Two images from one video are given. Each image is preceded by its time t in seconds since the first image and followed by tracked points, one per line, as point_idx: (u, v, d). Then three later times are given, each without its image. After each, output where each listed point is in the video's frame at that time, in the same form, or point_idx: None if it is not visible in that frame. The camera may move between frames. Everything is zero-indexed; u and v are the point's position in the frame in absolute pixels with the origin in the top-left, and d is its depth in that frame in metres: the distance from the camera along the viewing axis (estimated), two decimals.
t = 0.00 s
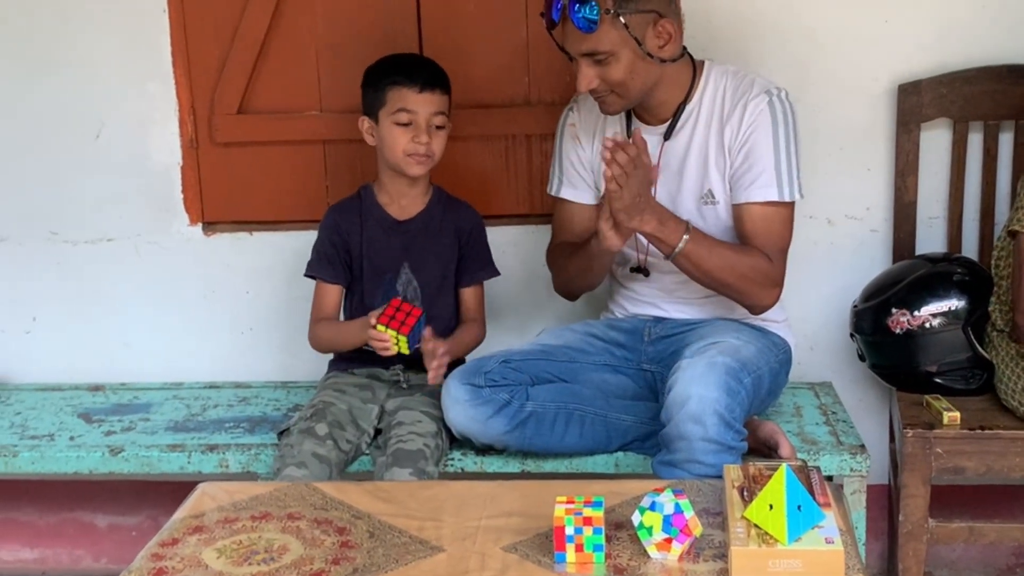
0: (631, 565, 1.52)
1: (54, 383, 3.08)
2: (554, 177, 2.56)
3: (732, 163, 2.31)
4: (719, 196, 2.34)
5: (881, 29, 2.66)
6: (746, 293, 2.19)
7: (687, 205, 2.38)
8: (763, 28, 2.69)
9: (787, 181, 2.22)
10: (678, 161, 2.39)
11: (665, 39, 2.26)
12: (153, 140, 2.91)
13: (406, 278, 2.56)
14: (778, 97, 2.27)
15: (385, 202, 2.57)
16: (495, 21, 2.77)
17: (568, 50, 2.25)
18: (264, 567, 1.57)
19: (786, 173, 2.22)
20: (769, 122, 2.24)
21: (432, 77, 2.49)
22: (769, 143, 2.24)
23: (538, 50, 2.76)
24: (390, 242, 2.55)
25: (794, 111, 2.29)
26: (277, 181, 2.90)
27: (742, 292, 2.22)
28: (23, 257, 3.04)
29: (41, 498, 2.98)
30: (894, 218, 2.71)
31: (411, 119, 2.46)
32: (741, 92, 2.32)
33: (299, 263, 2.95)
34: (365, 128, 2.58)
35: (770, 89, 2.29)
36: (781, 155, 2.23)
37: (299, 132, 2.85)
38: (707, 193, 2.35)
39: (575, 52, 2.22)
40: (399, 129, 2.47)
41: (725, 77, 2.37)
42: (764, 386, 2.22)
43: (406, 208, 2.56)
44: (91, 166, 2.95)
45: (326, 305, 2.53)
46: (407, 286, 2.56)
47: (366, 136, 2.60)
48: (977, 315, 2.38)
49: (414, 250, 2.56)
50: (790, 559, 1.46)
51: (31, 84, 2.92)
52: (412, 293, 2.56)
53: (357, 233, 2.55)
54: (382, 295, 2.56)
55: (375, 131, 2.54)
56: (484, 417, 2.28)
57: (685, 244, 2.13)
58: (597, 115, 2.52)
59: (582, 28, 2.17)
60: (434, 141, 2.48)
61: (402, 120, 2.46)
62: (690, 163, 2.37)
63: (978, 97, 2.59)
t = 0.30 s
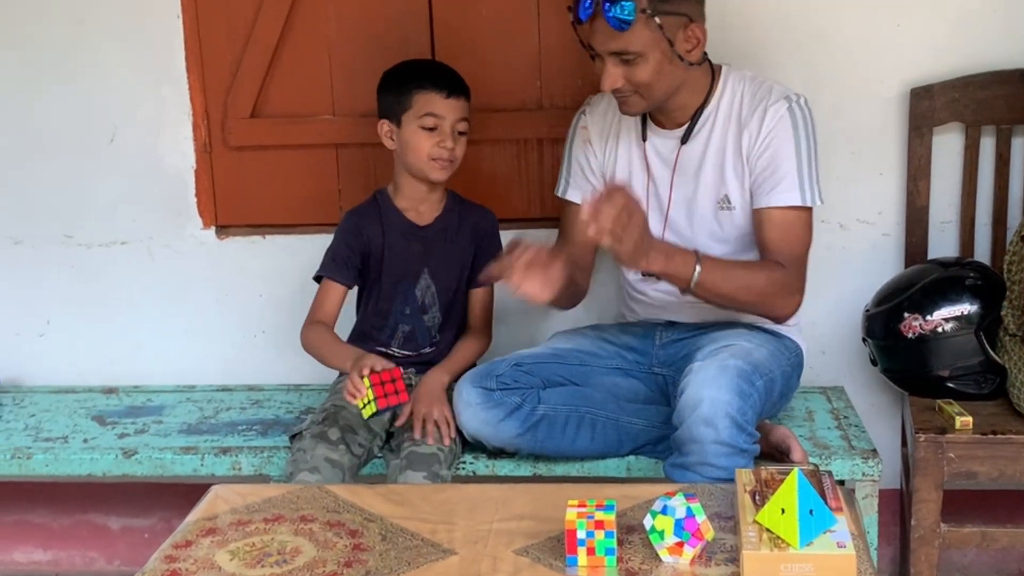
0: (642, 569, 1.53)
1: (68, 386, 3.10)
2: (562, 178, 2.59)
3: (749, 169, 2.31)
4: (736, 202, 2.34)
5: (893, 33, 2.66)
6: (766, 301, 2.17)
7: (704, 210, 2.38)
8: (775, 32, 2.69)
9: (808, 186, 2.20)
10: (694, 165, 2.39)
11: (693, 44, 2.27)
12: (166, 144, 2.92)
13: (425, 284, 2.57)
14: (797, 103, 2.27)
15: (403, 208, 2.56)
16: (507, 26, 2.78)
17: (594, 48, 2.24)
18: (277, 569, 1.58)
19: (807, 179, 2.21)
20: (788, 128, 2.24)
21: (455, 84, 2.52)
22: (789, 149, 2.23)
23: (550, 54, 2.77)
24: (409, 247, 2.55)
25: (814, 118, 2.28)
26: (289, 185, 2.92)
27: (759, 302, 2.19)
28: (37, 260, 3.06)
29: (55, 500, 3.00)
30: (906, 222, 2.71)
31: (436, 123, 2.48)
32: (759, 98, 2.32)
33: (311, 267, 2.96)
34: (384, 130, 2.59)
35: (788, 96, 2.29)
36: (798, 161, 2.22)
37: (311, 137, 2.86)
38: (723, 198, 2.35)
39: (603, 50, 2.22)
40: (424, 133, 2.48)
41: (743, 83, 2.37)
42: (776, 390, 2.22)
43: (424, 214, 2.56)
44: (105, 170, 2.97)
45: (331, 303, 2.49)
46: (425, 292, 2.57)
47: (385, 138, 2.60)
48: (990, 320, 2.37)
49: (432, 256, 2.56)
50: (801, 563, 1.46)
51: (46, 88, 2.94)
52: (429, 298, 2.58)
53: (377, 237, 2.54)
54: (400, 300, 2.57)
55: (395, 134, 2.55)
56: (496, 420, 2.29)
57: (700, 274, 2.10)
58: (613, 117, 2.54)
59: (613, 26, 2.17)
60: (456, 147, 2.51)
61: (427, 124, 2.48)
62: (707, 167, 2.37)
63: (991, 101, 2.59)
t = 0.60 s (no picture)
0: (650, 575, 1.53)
1: (79, 390, 3.12)
2: (563, 175, 2.53)
3: (770, 196, 2.26)
4: (754, 226, 2.30)
5: (902, 39, 2.66)
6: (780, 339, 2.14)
7: (719, 230, 2.34)
8: (784, 39, 2.69)
9: (831, 218, 2.16)
10: (714, 186, 2.33)
11: (742, 71, 2.22)
12: (177, 149, 2.94)
13: (438, 294, 2.58)
14: (826, 135, 2.22)
15: (415, 218, 2.55)
16: (517, 32, 2.79)
17: (643, 66, 2.17)
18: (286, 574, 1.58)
19: (830, 212, 2.16)
20: (818, 160, 2.19)
21: (464, 90, 2.53)
22: (815, 181, 2.18)
23: (560, 61, 2.78)
24: (424, 257, 2.54)
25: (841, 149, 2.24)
26: (299, 191, 2.93)
27: (779, 343, 2.15)
28: (48, 264, 3.08)
29: (65, 504, 3.02)
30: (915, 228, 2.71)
31: (446, 128, 2.48)
32: (787, 124, 2.26)
33: (320, 272, 2.98)
34: (391, 136, 2.58)
35: (817, 125, 2.24)
36: (823, 194, 2.18)
37: (321, 142, 2.88)
38: (740, 222, 2.31)
39: (655, 69, 2.15)
40: (433, 137, 2.48)
41: (771, 105, 2.31)
42: (786, 397, 2.22)
43: (436, 222, 2.56)
44: (116, 175, 2.99)
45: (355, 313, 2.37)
46: (438, 301, 2.58)
47: (392, 144, 2.59)
48: (999, 326, 2.37)
49: (446, 265, 2.57)
50: (808, 570, 1.46)
51: (57, 94, 2.96)
52: (443, 307, 2.59)
53: (394, 245, 2.51)
54: (414, 309, 2.58)
55: (404, 140, 2.54)
56: (505, 426, 2.28)
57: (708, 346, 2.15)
58: (635, 125, 2.48)
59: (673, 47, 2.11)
60: (466, 152, 2.51)
61: (437, 128, 2.48)
62: (728, 189, 2.31)
63: (999, 107, 2.59)
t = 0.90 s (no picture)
0: None
1: (82, 393, 3.12)
2: (569, 177, 2.44)
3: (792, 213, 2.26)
4: (773, 245, 2.30)
5: (905, 43, 2.66)
6: (783, 348, 2.15)
7: (736, 246, 2.34)
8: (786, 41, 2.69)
9: (850, 233, 2.18)
10: (734, 203, 2.32)
11: (774, 99, 2.21)
12: (179, 153, 2.94)
13: (442, 302, 2.58)
14: (850, 153, 2.23)
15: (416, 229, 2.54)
16: (519, 36, 2.79)
17: (679, 90, 2.11)
18: None
19: (851, 230, 2.18)
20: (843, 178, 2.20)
21: (457, 96, 2.52)
22: (839, 199, 2.20)
23: (562, 63, 2.79)
24: (428, 267, 2.55)
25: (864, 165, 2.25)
26: (302, 194, 2.93)
27: (781, 354, 2.16)
28: (51, 268, 3.08)
29: (67, 507, 3.02)
30: (918, 231, 2.71)
31: (440, 137, 2.48)
32: (810, 142, 2.27)
33: (322, 275, 2.98)
34: (385, 147, 2.59)
35: (842, 141, 2.24)
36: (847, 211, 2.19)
37: (323, 146, 2.88)
38: (760, 239, 2.30)
39: (692, 95, 2.09)
40: (426, 147, 2.48)
41: (792, 123, 2.31)
42: (790, 402, 2.22)
43: (436, 233, 2.56)
44: (118, 178, 3.00)
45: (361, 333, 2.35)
46: (443, 309, 2.59)
47: (387, 154, 2.60)
48: (1002, 330, 2.37)
49: (450, 274, 2.58)
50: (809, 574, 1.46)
51: (60, 98, 2.96)
52: (446, 314, 2.60)
53: (396, 258, 2.51)
54: (418, 319, 2.58)
55: (398, 150, 2.55)
56: (508, 431, 2.28)
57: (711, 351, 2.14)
58: (654, 140, 2.44)
59: (718, 72, 2.05)
60: (461, 159, 2.50)
61: (430, 138, 2.48)
62: (748, 206, 2.30)
63: (1002, 111, 2.59)
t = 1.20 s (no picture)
0: (651, 572, 1.53)
1: (79, 389, 3.12)
2: (569, 174, 2.38)
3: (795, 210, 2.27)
4: (776, 241, 2.31)
5: (902, 37, 2.66)
6: (780, 343, 2.15)
7: (738, 243, 2.34)
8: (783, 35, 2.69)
9: (851, 229, 2.20)
10: (739, 202, 2.32)
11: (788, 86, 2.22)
12: (176, 149, 2.94)
13: (431, 292, 2.58)
14: (854, 149, 2.24)
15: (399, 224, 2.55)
16: (516, 31, 2.79)
17: (697, 74, 2.10)
18: (287, 572, 1.59)
19: (853, 226, 2.21)
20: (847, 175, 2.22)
21: (415, 92, 2.45)
22: (843, 196, 2.22)
23: (559, 58, 2.79)
24: (413, 261, 2.55)
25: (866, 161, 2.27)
26: (299, 189, 2.93)
27: (780, 348, 2.16)
28: (48, 265, 3.08)
29: (66, 503, 3.02)
30: (915, 225, 2.71)
31: (401, 142, 2.44)
32: (813, 138, 2.28)
33: (320, 270, 2.97)
34: (363, 150, 2.58)
35: (845, 137, 2.26)
36: (849, 206, 2.22)
37: (321, 141, 2.88)
38: (762, 236, 2.32)
39: (713, 79, 2.09)
40: (391, 154, 2.45)
41: (793, 119, 2.31)
42: (788, 395, 2.23)
43: (421, 226, 2.55)
44: (115, 174, 2.99)
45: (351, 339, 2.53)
46: (433, 300, 2.58)
47: (366, 157, 2.60)
48: (998, 323, 2.37)
49: (437, 265, 2.57)
50: (809, 566, 1.46)
51: (57, 93, 2.96)
52: (438, 306, 2.59)
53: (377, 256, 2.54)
54: (410, 312, 2.59)
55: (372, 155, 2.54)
56: (506, 427, 2.28)
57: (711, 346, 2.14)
58: (657, 140, 2.41)
59: (744, 55, 2.06)
60: (429, 159, 2.46)
61: (392, 145, 2.45)
62: (751, 203, 2.31)
63: (999, 104, 2.59)
